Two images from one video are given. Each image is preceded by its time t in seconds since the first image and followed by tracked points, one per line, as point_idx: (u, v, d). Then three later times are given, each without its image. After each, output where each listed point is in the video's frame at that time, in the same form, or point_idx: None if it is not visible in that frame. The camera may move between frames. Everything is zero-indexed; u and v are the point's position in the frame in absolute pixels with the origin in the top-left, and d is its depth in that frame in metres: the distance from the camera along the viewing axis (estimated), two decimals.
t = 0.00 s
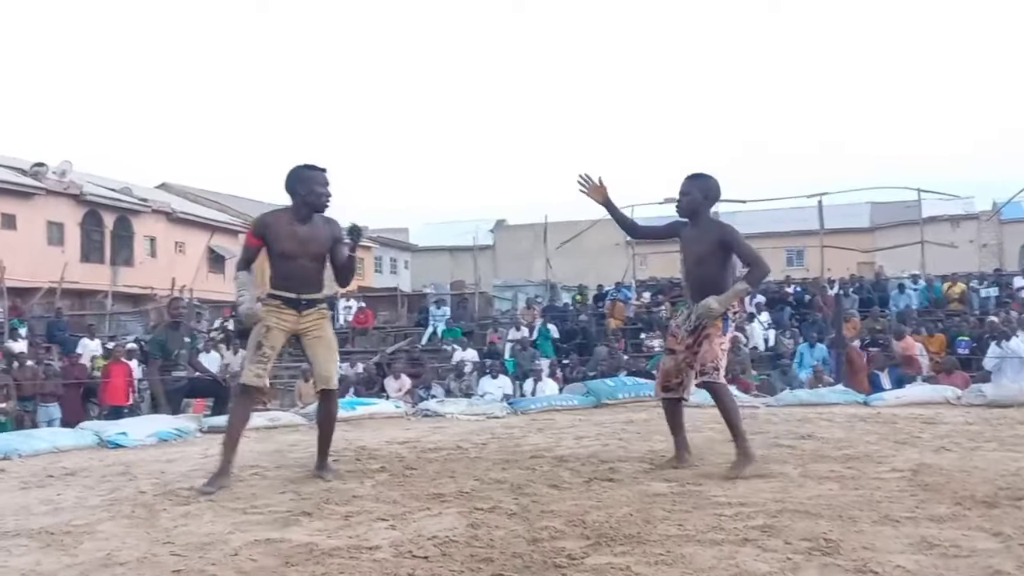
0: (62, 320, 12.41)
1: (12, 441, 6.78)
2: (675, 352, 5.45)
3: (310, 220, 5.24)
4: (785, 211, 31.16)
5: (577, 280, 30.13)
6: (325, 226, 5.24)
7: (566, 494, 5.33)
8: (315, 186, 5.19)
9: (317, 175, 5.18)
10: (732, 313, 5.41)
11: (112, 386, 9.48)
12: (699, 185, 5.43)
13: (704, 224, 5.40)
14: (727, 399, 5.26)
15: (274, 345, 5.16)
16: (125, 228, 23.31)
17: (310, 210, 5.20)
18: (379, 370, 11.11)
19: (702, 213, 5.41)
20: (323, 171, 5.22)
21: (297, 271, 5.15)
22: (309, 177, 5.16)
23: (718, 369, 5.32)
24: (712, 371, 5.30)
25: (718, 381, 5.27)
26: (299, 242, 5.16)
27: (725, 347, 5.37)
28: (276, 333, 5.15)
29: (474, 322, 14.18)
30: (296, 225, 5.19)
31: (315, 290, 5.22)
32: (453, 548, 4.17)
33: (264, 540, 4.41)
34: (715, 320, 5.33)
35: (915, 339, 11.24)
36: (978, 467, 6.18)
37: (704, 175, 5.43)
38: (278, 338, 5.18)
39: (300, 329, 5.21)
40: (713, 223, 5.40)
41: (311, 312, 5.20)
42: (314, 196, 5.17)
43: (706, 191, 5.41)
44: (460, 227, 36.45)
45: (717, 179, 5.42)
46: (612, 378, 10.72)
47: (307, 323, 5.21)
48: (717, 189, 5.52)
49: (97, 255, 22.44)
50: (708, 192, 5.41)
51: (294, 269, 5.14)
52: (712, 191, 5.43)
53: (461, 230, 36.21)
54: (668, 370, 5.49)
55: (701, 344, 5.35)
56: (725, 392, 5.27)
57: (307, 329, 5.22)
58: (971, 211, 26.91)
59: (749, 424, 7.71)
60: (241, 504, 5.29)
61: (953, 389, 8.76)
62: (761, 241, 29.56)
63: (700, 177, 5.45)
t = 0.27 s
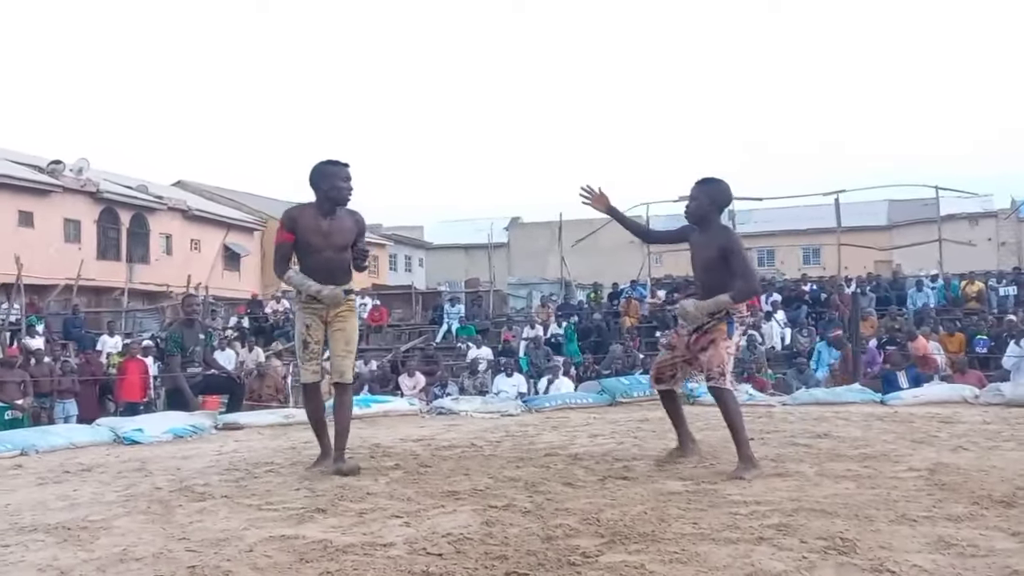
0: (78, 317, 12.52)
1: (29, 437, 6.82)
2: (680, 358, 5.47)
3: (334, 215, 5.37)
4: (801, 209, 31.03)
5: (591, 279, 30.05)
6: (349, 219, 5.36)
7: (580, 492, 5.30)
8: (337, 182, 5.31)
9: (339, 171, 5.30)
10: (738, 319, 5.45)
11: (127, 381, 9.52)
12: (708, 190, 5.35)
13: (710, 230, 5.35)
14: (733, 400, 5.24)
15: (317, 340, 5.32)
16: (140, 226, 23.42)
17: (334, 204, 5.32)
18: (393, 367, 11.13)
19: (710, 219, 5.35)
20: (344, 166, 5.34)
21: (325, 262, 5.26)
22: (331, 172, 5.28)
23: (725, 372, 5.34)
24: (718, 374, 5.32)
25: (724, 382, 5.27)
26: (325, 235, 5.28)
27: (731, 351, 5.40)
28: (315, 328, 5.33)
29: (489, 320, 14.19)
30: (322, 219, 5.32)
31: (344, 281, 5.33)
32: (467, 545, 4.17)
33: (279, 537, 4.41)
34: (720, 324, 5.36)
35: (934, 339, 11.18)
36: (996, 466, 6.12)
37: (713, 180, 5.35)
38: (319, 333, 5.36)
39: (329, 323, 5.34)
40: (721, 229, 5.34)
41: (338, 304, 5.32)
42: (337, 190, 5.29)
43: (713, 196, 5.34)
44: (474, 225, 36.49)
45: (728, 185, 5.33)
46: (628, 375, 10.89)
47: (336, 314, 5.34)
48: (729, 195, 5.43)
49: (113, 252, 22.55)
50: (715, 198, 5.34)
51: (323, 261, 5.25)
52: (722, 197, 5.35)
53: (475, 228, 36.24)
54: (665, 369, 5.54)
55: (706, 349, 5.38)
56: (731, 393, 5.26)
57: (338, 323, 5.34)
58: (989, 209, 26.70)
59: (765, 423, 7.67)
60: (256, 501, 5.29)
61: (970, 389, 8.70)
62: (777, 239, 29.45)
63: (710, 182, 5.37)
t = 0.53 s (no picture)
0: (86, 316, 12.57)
1: (36, 435, 6.85)
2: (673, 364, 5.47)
3: (355, 216, 5.60)
4: (808, 208, 30.99)
5: (597, 278, 30.01)
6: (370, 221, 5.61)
7: (586, 491, 5.30)
8: (357, 185, 5.51)
9: (358, 175, 5.49)
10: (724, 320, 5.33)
11: (134, 379, 9.55)
12: (691, 195, 5.45)
13: (695, 234, 5.41)
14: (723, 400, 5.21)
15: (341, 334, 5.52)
16: (147, 224, 23.45)
17: (355, 207, 5.53)
18: (400, 366, 11.16)
19: (693, 223, 5.42)
20: (362, 171, 5.52)
21: (350, 265, 5.53)
22: (351, 178, 5.47)
23: (714, 372, 5.27)
24: (707, 375, 5.27)
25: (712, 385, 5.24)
26: (348, 238, 5.54)
27: (718, 350, 5.32)
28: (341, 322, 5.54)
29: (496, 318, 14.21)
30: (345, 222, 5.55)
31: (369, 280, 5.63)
32: (474, 543, 4.17)
33: (286, 534, 4.42)
34: (701, 328, 5.29)
35: (941, 339, 11.18)
36: (1003, 466, 6.11)
37: (697, 186, 5.44)
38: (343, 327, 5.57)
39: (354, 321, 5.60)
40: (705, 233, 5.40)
41: (364, 301, 5.57)
42: (357, 194, 5.49)
43: (697, 201, 5.42)
44: (480, 225, 36.58)
45: (711, 190, 5.41)
46: (634, 374, 10.97)
47: (361, 312, 5.59)
48: (714, 200, 5.50)
49: (121, 251, 22.61)
50: (698, 203, 5.42)
51: (348, 264, 5.52)
52: (705, 201, 5.42)
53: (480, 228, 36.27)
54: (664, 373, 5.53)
55: (694, 352, 5.36)
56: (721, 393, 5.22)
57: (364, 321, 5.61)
58: (996, 208, 26.62)
59: (771, 423, 7.67)
60: (263, 499, 5.30)
61: (978, 389, 8.69)
62: (784, 238, 29.41)
63: (694, 188, 5.46)
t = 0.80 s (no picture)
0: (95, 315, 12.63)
1: (46, 433, 6.89)
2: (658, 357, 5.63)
3: (393, 227, 5.83)
4: (817, 207, 30.91)
5: (605, 278, 29.97)
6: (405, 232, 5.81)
7: (593, 490, 5.30)
8: (392, 199, 5.76)
9: (392, 189, 5.74)
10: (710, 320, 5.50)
11: (143, 378, 9.61)
12: (684, 197, 5.58)
13: (687, 235, 5.55)
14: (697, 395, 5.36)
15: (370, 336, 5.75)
16: (156, 223, 23.51)
17: (390, 220, 5.78)
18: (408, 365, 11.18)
19: (686, 224, 5.56)
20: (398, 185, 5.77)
21: (379, 273, 5.75)
22: (385, 191, 5.73)
23: (690, 368, 5.43)
24: (685, 372, 5.43)
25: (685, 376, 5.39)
26: (381, 248, 5.77)
27: (698, 349, 5.46)
28: (373, 325, 5.78)
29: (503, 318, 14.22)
30: (379, 233, 5.79)
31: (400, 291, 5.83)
32: (481, 542, 4.18)
33: (294, 532, 4.44)
34: (686, 323, 5.48)
35: (950, 339, 11.16)
36: (1011, 466, 6.09)
37: (690, 186, 5.55)
38: (373, 329, 5.79)
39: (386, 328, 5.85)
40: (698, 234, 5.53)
41: (397, 310, 5.82)
42: (390, 207, 5.74)
43: (690, 204, 5.56)
44: (488, 224, 36.59)
45: (702, 191, 5.53)
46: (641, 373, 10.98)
47: (394, 321, 5.85)
48: (708, 203, 5.61)
49: (129, 250, 22.68)
50: (690, 204, 5.55)
51: (379, 273, 5.76)
52: (697, 202, 5.55)
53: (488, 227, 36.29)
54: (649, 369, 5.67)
55: (676, 350, 5.52)
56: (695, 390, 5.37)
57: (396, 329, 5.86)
58: (1005, 208, 26.53)
59: (779, 422, 7.67)
60: (270, 497, 5.32)
61: (986, 388, 8.67)
62: (792, 238, 29.36)
63: (687, 189, 5.58)
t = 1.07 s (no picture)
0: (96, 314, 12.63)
1: (48, 432, 6.90)
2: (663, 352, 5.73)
3: (406, 233, 5.96)
4: (818, 207, 30.89)
5: (607, 277, 29.95)
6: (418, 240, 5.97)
7: (595, 489, 5.30)
8: (409, 207, 5.89)
9: (409, 198, 5.85)
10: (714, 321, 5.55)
11: (145, 377, 9.63)
12: (682, 202, 5.57)
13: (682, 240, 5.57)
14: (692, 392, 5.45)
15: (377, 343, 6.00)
16: (158, 222, 23.52)
17: (405, 227, 5.90)
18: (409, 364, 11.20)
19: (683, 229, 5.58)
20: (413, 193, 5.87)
21: (394, 279, 5.90)
22: (403, 200, 5.83)
23: (689, 367, 5.49)
24: (682, 369, 5.50)
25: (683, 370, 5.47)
26: (396, 254, 5.90)
27: (700, 348, 5.51)
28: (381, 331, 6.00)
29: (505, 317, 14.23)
30: (394, 239, 5.91)
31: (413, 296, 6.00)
32: (482, 541, 4.18)
33: (295, 531, 4.44)
34: (690, 322, 5.53)
35: (953, 338, 11.17)
36: (1013, 465, 6.09)
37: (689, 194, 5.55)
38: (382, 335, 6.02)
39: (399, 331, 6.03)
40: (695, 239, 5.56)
41: (408, 312, 5.97)
42: (407, 215, 5.85)
43: (687, 210, 5.55)
44: (490, 223, 36.59)
45: (700, 198, 5.52)
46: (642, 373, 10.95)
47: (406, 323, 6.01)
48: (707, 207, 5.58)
49: (131, 249, 22.68)
50: (687, 210, 5.54)
51: (395, 278, 5.90)
52: (694, 209, 5.54)
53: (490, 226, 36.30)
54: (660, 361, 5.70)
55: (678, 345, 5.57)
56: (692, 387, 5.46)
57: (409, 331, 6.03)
58: (1007, 207, 26.51)
59: (781, 421, 7.67)
60: (272, 496, 5.32)
61: (988, 388, 8.67)
62: (794, 237, 29.33)
63: (685, 195, 5.58)
